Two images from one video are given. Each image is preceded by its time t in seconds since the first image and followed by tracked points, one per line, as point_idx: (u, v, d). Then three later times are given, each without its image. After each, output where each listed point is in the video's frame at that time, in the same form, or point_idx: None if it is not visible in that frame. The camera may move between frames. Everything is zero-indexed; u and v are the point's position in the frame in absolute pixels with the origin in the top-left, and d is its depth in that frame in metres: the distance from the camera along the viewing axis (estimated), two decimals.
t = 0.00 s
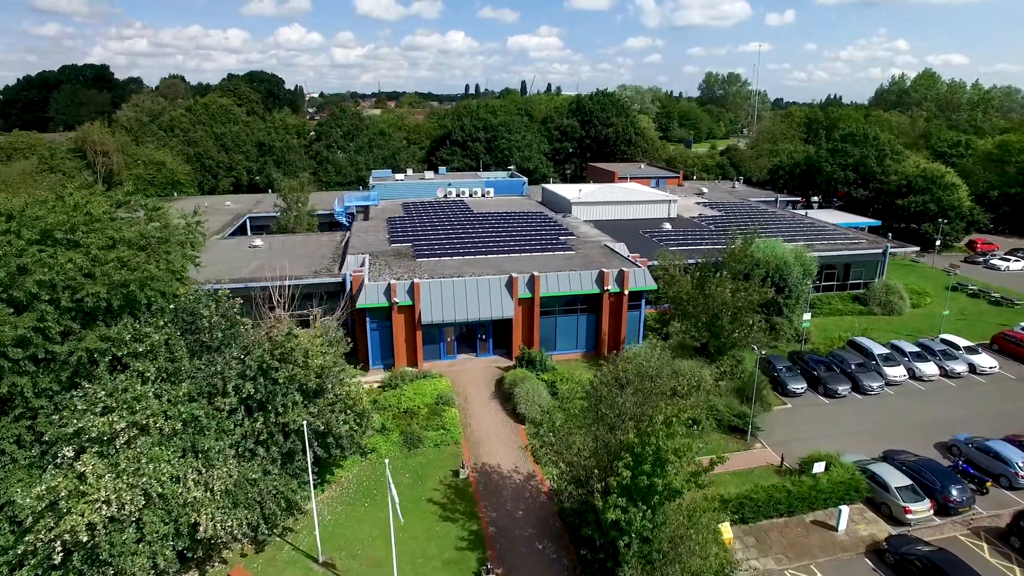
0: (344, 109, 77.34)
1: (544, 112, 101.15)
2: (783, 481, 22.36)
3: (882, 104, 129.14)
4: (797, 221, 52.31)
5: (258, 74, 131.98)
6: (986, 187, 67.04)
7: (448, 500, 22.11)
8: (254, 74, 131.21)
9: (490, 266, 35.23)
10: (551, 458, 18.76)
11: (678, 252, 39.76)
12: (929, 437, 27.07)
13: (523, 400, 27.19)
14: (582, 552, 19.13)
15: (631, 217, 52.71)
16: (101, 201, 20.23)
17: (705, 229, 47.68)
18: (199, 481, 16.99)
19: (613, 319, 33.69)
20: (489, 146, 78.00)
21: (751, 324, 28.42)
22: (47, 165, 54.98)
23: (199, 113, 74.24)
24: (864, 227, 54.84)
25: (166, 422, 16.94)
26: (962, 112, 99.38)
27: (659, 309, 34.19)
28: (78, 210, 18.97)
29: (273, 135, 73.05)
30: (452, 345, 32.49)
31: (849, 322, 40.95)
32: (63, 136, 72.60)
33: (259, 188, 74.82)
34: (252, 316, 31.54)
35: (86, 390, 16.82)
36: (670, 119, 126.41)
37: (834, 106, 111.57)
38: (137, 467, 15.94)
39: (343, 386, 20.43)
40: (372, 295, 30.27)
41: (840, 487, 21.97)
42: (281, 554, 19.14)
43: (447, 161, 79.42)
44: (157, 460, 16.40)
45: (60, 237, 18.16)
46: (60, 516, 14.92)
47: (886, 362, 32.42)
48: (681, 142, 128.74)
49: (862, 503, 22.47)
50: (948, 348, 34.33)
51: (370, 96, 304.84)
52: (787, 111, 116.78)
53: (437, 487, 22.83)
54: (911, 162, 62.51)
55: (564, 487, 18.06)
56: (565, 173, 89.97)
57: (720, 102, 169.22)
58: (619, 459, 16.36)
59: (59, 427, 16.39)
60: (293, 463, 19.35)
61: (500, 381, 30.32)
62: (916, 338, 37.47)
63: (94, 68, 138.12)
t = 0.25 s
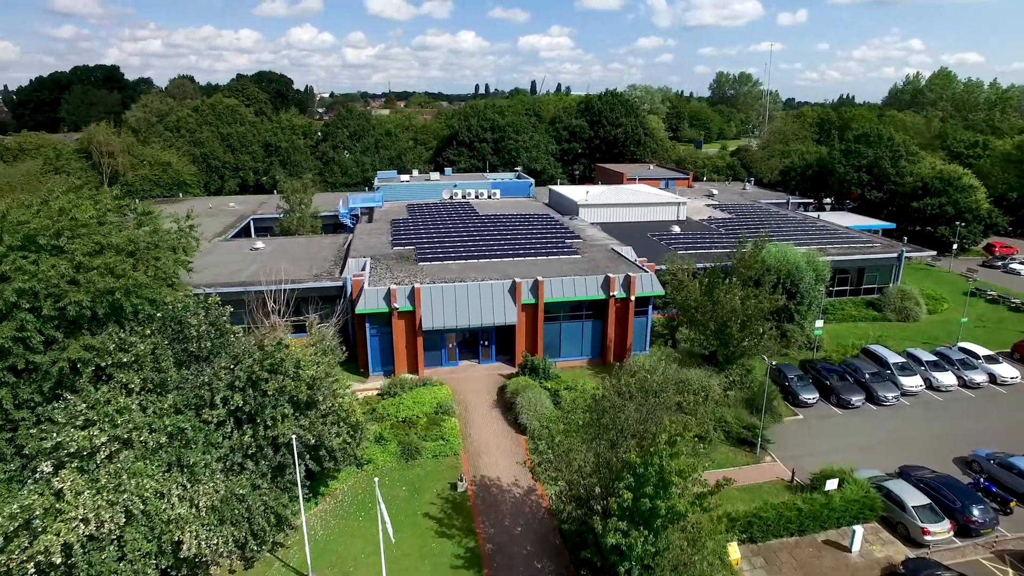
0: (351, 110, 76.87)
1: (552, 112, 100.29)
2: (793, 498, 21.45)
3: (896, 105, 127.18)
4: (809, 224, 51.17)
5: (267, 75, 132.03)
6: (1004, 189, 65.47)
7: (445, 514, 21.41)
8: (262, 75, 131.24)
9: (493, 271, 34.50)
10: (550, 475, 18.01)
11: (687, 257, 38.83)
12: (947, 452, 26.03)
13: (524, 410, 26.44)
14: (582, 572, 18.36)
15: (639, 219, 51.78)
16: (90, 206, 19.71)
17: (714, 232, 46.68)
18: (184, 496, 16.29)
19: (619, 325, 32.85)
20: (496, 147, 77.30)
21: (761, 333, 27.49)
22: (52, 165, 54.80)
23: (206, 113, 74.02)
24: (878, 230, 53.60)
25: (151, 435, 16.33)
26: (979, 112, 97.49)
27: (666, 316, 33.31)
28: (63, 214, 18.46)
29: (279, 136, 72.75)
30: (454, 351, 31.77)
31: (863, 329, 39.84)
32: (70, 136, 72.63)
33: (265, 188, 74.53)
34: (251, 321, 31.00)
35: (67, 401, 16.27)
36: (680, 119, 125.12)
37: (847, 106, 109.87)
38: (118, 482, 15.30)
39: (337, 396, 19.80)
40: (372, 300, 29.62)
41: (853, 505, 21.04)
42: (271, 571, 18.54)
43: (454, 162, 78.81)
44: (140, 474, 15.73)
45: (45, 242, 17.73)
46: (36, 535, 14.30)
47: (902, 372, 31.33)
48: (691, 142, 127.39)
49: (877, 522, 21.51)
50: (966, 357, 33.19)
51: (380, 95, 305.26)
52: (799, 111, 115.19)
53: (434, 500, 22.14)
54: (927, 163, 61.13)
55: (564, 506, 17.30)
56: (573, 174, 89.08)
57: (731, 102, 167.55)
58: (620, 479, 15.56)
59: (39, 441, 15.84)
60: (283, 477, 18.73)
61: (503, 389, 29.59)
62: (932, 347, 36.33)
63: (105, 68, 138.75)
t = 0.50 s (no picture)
0: (359, 110, 76.32)
1: (562, 112, 99.26)
2: (808, 521, 20.35)
3: (912, 105, 124.88)
4: (824, 228, 49.82)
5: (278, 75, 132.12)
6: None
7: (442, 533, 20.53)
8: (273, 75, 131.36)
9: (498, 277, 33.60)
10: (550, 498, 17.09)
11: (697, 262, 37.72)
12: (970, 471, 24.80)
13: (527, 422, 25.50)
14: None
15: (648, 222, 50.67)
16: (74, 211, 19.09)
17: (726, 236, 45.47)
18: (166, 517, 15.31)
19: (626, 333, 31.83)
20: (505, 147, 76.44)
21: (774, 344, 26.37)
22: (57, 166, 54.56)
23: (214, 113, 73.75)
24: (896, 234, 52.09)
25: (131, 452, 15.53)
26: (999, 112, 95.22)
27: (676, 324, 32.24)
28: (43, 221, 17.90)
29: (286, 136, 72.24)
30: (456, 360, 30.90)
31: (880, 338, 38.50)
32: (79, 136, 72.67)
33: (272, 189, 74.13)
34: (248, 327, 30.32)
35: (43, 417, 15.60)
36: (691, 120, 123.62)
37: (863, 106, 107.84)
38: (93, 503, 14.46)
39: (328, 410, 19.02)
40: (371, 306, 28.84)
41: (872, 529, 19.91)
42: None
43: (462, 163, 78.03)
44: (118, 494, 14.89)
45: (24, 251, 17.28)
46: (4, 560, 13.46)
47: (921, 385, 30.02)
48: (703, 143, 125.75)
49: (898, 548, 20.33)
50: (988, 369, 31.83)
51: (392, 95, 305.70)
52: (814, 112, 113.28)
53: (431, 518, 21.27)
54: (946, 165, 59.46)
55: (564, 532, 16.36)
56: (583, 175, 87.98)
57: (744, 102, 165.60)
58: (622, 507, 14.62)
59: (13, 458, 15.13)
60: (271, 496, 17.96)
61: (505, 400, 28.67)
62: (953, 357, 34.96)
63: (117, 68, 139.53)
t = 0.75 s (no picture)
0: (368, 111, 75.93)
1: (573, 113, 98.37)
2: (824, 544, 19.42)
3: (930, 105, 122.62)
4: (841, 232, 48.56)
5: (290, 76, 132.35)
6: None
7: (441, 552, 19.78)
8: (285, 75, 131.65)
9: (504, 283, 32.85)
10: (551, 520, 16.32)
11: (709, 268, 36.74)
12: (994, 491, 23.70)
13: (531, 434, 24.73)
14: None
15: (659, 226, 49.69)
16: (63, 218, 18.75)
17: (739, 241, 44.40)
18: (152, 536, 14.48)
19: (635, 342, 30.96)
20: (515, 149, 75.74)
21: (789, 355, 25.38)
22: (66, 167, 54.62)
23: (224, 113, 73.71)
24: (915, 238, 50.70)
25: (117, 468, 14.89)
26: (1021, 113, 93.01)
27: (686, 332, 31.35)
28: (29, 228, 17.58)
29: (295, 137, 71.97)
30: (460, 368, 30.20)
31: (899, 347, 37.31)
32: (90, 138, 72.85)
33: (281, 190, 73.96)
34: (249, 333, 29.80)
35: (26, 431, 15.10)
36: (704, 120, 122.18)
37: (880, 107, 105.91)
38: (75, 522, 13.70)
39: (323, 426, 18.40)
40: (372, 313, 28.23)
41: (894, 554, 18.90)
42: None
43: (472, 164, 77.41)
44: (102, 511, 14.20)
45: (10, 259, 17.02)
46: None
47: (943, 398, 28.87)
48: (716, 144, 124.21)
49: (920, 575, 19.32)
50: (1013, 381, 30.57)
51: (404, 95, 306.12)
52: (829, 112, 111.41)
53: (430, 535, 20.54)
54: (967, 167, 57.89)
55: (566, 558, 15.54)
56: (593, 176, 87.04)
57: (757, 102, 163.69)
58: (627, 535, 13.86)
59: None
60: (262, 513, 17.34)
61: (510, 410, 27.92)
62: (975, 368, 33.71)
63: (131, 69, 140.50)
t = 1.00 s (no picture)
0: (378, 111, 75.48)
1: (585, 114, 97.41)
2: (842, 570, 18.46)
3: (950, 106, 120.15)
4: (858, 236, 47.28)
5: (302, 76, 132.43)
6: None
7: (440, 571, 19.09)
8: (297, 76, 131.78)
9: (510, 289, 32.09)
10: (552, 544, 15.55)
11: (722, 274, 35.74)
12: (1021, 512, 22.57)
13: (536, 447, 23.94)
14: None
15: (671, 229, 48.70)
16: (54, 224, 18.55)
17: (753, 245, 43.31)
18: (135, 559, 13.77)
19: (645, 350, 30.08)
20: (525, 150, 74.98)
21: (804, 368, 24.40)
22: (76, 168, 54.63)
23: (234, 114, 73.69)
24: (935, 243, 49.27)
25: (101, 487, 14.30)
26: None
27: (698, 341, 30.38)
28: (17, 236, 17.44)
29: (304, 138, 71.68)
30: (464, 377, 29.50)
31: (919, 357, 36.07)
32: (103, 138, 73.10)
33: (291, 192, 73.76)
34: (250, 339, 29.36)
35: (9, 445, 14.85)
36: (718, 121, 120.58)
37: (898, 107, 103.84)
38: (53, 545, 13.08)
39: (318, 440, 17.70)
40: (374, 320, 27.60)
41: None
42: None
43: (482, 166, 76.77)
44: (83, 532, 13.60)
45: None
46: None
47: (966, 412, 27.71)
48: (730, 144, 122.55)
49: None
50: None
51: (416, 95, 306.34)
52: (846, 113, 109.44)
53: (429, 552, 19.86)
54: (989, 170, 56.27)
55: None
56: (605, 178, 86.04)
57: (773, 102, 161.63)
58: (630, 564, 13.06)
59: None
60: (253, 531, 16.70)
61: (515, 421, 27.17)
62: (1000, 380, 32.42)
63: (145, 70, 141.37)
